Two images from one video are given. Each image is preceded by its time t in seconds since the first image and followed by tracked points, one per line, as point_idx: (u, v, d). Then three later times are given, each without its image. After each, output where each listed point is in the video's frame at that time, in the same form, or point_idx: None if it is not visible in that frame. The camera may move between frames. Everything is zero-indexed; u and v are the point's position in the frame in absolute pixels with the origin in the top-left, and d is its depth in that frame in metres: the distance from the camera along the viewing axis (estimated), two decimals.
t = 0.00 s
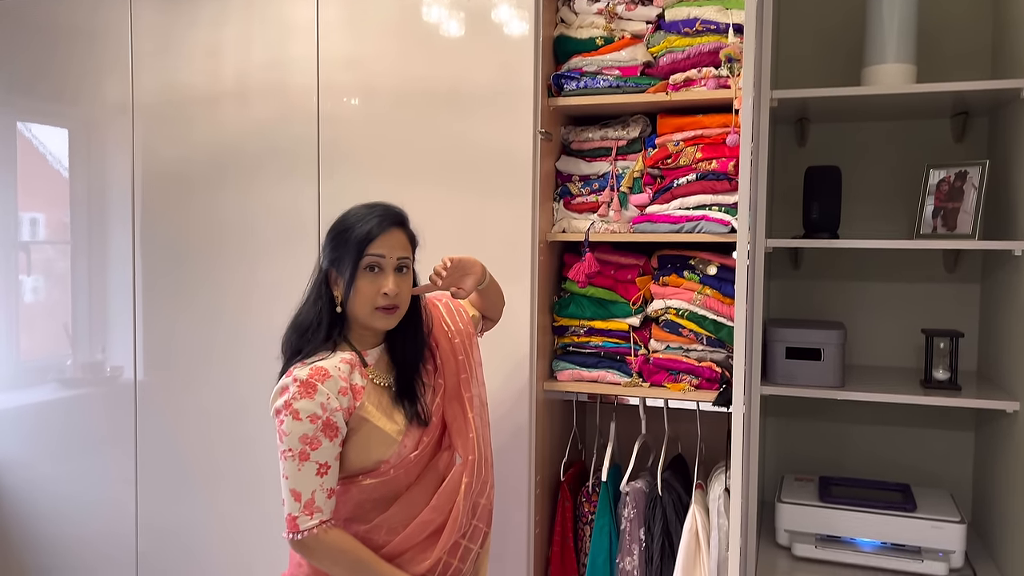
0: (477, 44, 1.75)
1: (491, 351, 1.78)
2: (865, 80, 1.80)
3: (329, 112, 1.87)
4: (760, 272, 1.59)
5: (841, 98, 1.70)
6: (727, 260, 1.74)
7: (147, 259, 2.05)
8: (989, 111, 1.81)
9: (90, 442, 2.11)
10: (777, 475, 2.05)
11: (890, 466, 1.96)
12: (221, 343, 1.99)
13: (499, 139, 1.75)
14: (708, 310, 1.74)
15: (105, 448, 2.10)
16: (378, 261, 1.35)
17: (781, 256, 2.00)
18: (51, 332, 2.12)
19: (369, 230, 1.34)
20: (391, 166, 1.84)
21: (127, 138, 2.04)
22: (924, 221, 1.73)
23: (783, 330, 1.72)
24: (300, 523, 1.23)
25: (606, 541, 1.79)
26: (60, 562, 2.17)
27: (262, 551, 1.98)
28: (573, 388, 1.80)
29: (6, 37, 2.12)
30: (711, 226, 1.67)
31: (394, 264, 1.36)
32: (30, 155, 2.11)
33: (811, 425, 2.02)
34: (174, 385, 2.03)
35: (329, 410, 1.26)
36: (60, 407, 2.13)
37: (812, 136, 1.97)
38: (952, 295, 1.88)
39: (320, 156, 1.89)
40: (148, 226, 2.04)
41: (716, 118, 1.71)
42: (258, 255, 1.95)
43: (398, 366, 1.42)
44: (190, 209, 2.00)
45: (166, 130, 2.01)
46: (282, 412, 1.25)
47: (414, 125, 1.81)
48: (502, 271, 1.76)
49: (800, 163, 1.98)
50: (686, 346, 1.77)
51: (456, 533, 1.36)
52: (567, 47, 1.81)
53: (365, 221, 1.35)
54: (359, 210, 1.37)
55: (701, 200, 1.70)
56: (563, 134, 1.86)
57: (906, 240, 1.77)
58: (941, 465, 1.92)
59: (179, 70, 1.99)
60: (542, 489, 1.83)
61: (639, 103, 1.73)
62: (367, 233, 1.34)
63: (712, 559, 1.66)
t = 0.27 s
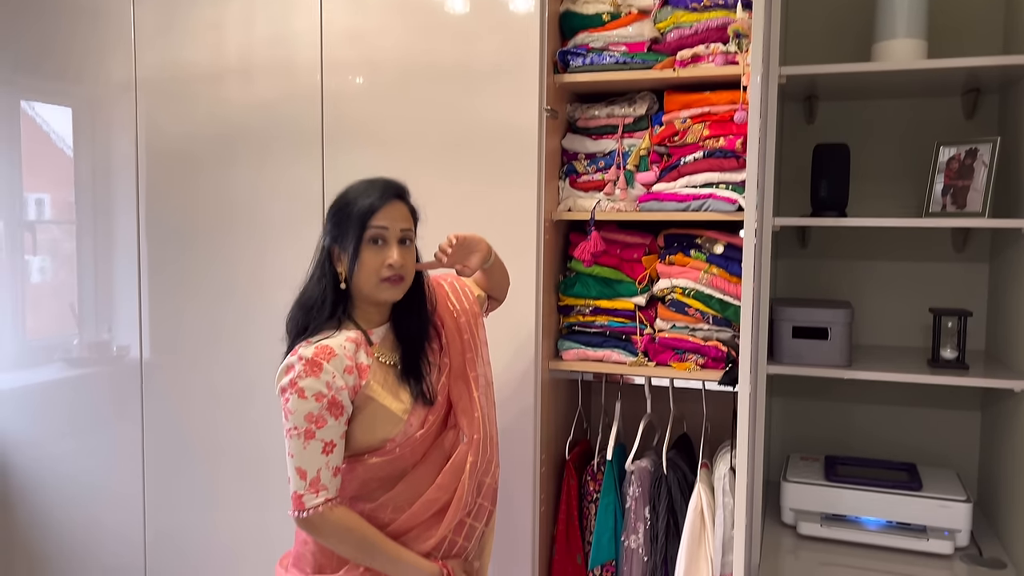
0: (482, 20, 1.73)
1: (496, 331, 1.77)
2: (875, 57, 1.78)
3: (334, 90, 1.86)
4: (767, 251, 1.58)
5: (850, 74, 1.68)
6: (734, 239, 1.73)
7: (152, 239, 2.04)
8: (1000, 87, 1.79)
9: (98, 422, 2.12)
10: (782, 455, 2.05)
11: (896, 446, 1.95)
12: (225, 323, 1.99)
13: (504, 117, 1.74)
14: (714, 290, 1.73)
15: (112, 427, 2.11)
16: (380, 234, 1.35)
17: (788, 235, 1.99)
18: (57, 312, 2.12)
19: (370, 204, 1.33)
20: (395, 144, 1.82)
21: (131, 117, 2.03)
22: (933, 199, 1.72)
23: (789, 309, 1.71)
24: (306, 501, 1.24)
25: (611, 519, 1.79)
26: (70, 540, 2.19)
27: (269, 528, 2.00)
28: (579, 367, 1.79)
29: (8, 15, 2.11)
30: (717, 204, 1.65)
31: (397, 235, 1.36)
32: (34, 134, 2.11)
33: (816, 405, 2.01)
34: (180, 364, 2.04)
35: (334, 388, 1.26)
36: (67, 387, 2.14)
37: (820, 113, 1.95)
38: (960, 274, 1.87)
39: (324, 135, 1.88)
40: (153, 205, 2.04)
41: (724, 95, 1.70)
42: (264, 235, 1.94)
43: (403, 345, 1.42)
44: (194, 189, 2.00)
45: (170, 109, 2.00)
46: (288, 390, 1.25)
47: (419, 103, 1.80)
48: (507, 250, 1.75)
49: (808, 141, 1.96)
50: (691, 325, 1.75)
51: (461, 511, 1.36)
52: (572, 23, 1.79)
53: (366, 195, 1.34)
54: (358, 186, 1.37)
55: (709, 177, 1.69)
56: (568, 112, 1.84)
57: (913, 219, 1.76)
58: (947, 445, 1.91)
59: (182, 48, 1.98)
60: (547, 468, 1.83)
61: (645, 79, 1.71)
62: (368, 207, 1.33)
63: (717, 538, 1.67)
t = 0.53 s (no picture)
0: None
1: (503, 309, 1.77)
2: (887, 31, 1.75)
3: (339, 66, 1.84)
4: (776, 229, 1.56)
5: (862, 48, 1.66)
6: (743, 216, 1.72)
7: (158, 216, 2.04)
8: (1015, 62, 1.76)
9: (107, 399, 2.13)
10: (789, 433, 2.04)
11: (904, 424, 1.95)
12: (231, 301, 1.99)
13: (511, 92, 1.72)
14: (722, 268, 1.72)
15: (120, 405, 2.12)
16: (391, 214, 1.34)
17: (796, 213, 1.97)
18: (65, 289, 2.12)
19: (384, 185, 1.32)
20: (401, 120, 1.81)
21: (136, 93, 2.02)
22: (945, 175, 1.70)
23: (798, 287, 1.70)
24: (312, 476, 1.22)
25: (617, 496, 1.80)
26: (81, 517, 2.21)
27: (278, 504, 2.01)
28: (585, 345, 1.79)
29: None
30: (726, 180, 1.64)
31: (408, 218, 1.35)
32: (39, 111, 2.10)
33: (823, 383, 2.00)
34: (187, 342, 2.04)
35: (341, 363, 1.26)
36: (75, 364, 2.14)
37: (831, 89, 1.93)
38: (971, 252, 1.85)
39: (330, 111, 1.86)
40: (158, 183, 2.03)
41: (734, 70, 1.68)
42: (270, 213, 1.94)
43: (407, 322, 1.41)
44: (200, 167, 1.99)
45: (174, 85, 1.99)
46: (294, 366, 1.25)
47: (425, 79, 1.78)
48: (513, 227, 1.74)
49: (818, 117, 1.94)
50: (699, 303, 1.74)
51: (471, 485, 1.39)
52: None
53: (379, 175, 1.32)
54: (369, 164, 1.36)
55: (718, 154, 1.67)
56: (576, 87, 1.83)
57: (925, 195, 1.74)
58: (955, 423, 1.90)
59: (186, 23, 1.96)
60: (554, 445, 1.83)
61: (654, 54, 1.69)
62: (382, 188, 1.32)
63: (723, 515, 1.67)
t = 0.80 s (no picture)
0: None
1: (508, 292, 1.76)
2: (897, 11, 1.73)
3: (343, 47, 1.83)
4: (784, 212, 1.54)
5: (871, 29, 1.64)
6: (750, 198, 1.70)
7: (163, 200, 2.03)
8: None
9: (113, 383, 2.13)
10: (795, 417, 2.04)
11: (912, 409, 1.94)
12: (236, 284, 1.99)
13: (516, 74, 1.70)
14: (730, 251, 1.71)
15: (127, 388, 2.12)
16: (394, 192, 1.33)
17: (804, 196, 1.96)
18: (70, 273, 2.12)
19: (382, 160, 1.32)
20: (406, 103, 1.80)
21: (139, 76, 2.01)
22: (955, 158, 1.68)
23: (805, 270, 1.68)
24: (334, 457, 1.23)
25: (622, 480, 1.80)
26: (88, 499, 2.22)
27: (284, 487, 2.01)
28: (591, 329, 1.78)
29: None
30: (734, 163, 1.63)
31: (413, 193, 1.35)
32: (43, 94, 2.09)
33: (830, 367, 2.00)
34: (193, 326, 2.04)
35: (355, 345, 1.26)
36: (81, 347, 2.15)
37: (839, 71, 1.91)
38: (980, 235, 1.84)
39: (334, 93, 1.85)
40: (163, 166, 2.02)
41: (742, 52, 1.66)
42: (275, 195, 1.93)
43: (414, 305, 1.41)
44: (204, 150, 1.98)
45: (177, 67, 1.98)
46: (307, 349, 1.25)
47: (430, 61, 1.77)
48: (519, 210, 1.73)
49: (826, 100, 1.92)
50: (705, 287, 1.74)
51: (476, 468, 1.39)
52: None
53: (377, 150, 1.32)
54: (368, 142, 1.35)
55: (725, 136, 1.65)
56: (582, 69, 1.81)
57: (934, 178, 1.73)
58: (962, 408, 1.90)
59: (189, 5, 1.95)
60: (559, 429, 1.83)
61: (661, 36, 1.67)
62: (381, 163, 1.31)
63: (728, 498, 1.67)
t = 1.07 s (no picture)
0: None
1: (516, 273, 1.76)
2: None
3: (350, 26, 1.81)
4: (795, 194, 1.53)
5: (885, 7, 1.62)
6: (760, 179, 1.69)
7: (169, 180, 2.03)
8: None
9: (121, 364, 2.14)
10: (803, 399, 2.03)
11: (920, 391, 1.93)
12: (243, 265, 1.99)
13: (525, 53, 1.69)
14: (739, 232, 1.70)
15: (134, 369, 2.13)
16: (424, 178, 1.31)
17: (814, 178, 1.94)
18: (78, 254, 2.12)
19: (415, 146, 1.29)
20: (414, 82, 1.78)
21: (144, 56, 2.00)
22: (967, 138, 1.67)
23: (814, 252, 1.67)
24: (364, 439, 1.23)
25: (629, 461, 1.79)
26: (98, 480, 2.23)
27: (291, 467, 2.02)
28: (598, 311, 1.78)
29: None
30: (744, 143, 1.61)
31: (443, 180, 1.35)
32: (49, 74, 2.09)
33: (838, 349, 1.99)
34: (200, 307, 2.04)
35: (381, 326, 1.25)
36: (89, 328, 2.15)
37: (851, 50, 1.89)
38: (991, 217, 1.82)
39: (341, 72, 1.84)
40: (169, 147, 2.01)
41: (753, 30, 1.64)
42: (282, 176, 1.92)
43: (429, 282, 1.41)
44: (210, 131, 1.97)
45: (183, 47, 1.96)
46: (331, 331, 1.22)
47: (437, 40, 1.75)
48: (527, 191, 1.72)
49: (838, 79, 1.90)
50: (714, 269, 1.73)
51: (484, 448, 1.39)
52: None
53: (405, 134, 1.28)
54: (386, 125, 1.30)
55: (735, 116, 1.64)
56: (591, 48, 1.79)
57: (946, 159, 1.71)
58: (971, 390, 1.89)
59: None
60: (566, 410, 1.83)
61: (671, 14, 1.65)
62: (415, 149, 1.29)
63: (735, 480, 1.67)
